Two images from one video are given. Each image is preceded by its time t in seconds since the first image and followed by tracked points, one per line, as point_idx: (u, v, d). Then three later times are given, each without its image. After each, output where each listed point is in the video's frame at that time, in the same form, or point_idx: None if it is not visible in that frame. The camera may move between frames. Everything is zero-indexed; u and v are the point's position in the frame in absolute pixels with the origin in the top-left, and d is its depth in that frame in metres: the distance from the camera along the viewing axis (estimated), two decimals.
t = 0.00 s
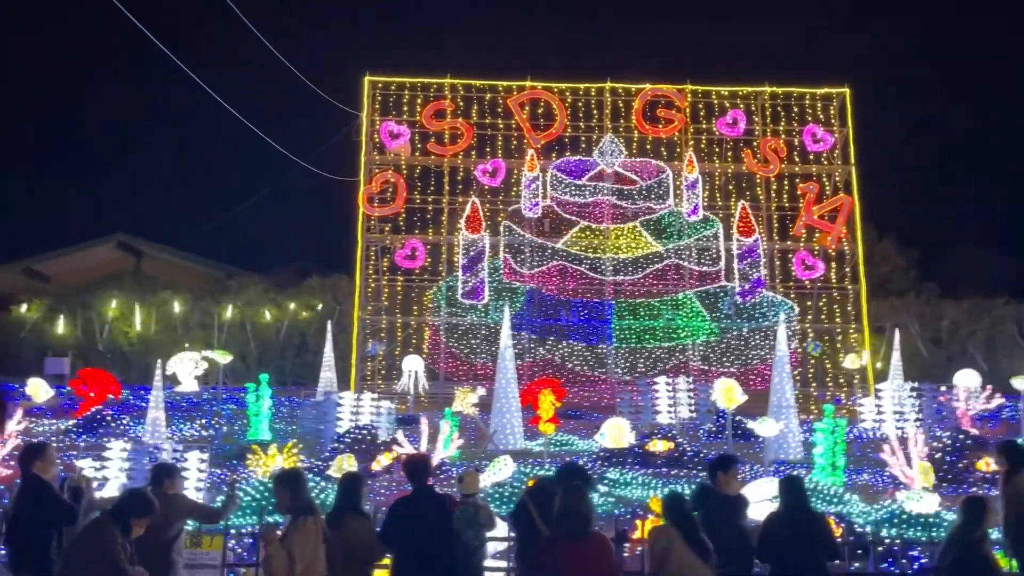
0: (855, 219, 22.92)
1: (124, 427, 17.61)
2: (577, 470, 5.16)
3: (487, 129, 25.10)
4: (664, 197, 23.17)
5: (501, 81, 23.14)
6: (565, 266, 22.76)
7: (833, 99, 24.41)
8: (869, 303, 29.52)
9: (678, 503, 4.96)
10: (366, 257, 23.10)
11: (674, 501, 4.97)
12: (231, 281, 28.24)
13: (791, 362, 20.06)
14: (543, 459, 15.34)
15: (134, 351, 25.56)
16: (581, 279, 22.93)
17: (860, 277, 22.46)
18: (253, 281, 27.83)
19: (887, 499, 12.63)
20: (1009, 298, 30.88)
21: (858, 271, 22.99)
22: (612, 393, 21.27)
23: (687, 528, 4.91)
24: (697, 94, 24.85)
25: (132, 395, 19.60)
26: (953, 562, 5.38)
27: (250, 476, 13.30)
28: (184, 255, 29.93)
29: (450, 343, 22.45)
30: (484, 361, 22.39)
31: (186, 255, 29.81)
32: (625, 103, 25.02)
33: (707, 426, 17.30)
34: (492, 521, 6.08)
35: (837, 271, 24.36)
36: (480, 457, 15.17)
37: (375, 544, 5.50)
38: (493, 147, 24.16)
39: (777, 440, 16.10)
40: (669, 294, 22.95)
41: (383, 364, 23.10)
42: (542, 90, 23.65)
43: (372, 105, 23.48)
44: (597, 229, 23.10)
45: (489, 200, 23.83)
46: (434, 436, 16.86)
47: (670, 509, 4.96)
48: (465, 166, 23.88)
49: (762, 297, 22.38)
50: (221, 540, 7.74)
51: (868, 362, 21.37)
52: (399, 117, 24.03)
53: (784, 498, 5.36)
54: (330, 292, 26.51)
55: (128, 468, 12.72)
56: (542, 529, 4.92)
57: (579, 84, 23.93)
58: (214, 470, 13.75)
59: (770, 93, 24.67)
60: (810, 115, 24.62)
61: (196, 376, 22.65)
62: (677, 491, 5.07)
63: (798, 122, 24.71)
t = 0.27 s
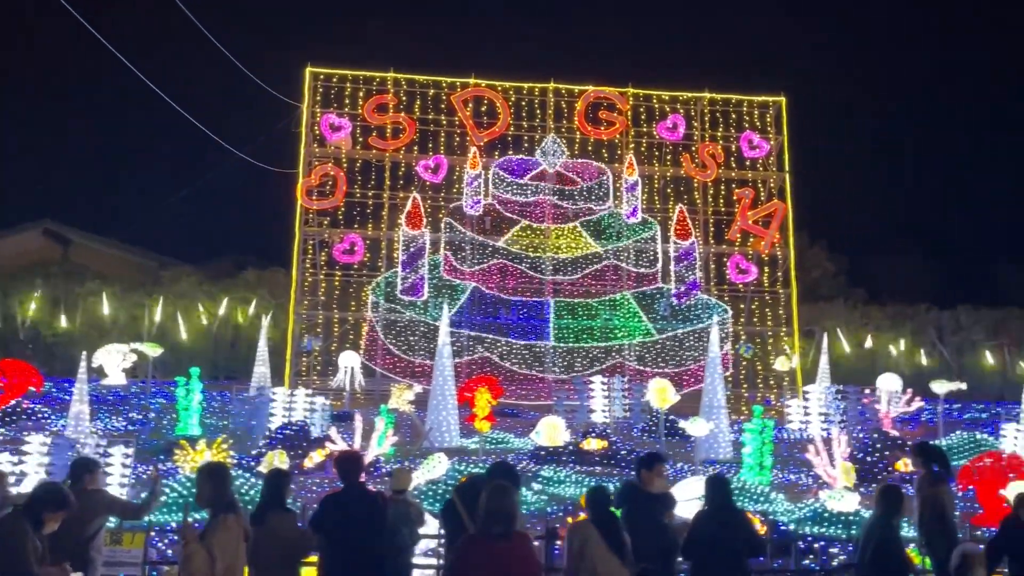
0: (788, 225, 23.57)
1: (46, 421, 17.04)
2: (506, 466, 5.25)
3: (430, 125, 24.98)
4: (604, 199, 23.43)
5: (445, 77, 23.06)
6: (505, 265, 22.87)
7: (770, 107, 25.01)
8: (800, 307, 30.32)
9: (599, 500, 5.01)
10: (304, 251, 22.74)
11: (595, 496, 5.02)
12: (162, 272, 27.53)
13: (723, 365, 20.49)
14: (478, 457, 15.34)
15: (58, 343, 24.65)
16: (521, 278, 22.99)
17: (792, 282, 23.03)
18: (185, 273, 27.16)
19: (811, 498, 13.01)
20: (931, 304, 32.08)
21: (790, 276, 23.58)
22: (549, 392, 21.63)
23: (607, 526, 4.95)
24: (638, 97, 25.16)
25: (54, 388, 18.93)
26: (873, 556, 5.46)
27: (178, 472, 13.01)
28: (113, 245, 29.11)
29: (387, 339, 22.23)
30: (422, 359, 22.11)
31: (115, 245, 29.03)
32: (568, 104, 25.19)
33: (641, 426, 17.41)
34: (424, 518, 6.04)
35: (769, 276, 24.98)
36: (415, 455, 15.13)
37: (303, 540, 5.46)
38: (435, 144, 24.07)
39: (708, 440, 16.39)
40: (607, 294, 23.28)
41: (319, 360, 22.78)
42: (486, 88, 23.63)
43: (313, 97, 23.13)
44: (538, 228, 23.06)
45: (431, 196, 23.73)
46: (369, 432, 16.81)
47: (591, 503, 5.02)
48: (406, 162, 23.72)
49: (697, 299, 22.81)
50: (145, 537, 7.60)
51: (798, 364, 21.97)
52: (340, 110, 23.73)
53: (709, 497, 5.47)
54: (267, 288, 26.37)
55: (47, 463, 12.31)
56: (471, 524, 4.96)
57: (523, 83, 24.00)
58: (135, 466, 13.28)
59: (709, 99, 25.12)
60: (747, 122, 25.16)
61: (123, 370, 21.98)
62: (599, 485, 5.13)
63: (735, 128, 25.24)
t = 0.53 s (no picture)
0: (724, 229, 24.05)
1: None
2: (437, 463, 5.23)
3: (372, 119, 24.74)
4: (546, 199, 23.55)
5: (390, 72, 22.85)
6: (446, 262, 22.51)
7: (709, 113, 25.49)
8: (734, 310, 30.99)
9: (522, 497, 5.04)
10: (240, 243, 22.26)
11: (519, 491, 5.05)
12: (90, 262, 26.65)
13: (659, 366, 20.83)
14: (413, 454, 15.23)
15: None
16: (462, 275, 22.80)
17: (726, 285, 23.54)
18: (116, 263, 26.43)
19: (740, 496, 13.33)
20: (858, 309, 33.15)
21: (725, 279, 24.06)
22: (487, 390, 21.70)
23: (533, 523, 4.98)
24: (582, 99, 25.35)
25: None
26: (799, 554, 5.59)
27: (102, 468, 12.64)
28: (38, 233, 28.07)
29: (325, 335, 22.08)
30: (360, 354, 22.15)
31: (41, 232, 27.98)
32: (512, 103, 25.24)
33: (578, 425, 17.50)
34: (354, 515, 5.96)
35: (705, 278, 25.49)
36: (350, 452, 14.95)
37: (228, 536, 5.38)
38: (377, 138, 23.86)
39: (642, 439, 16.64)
40: (547, 293, 23.51)
41: (254, 355, 22.36)
42: (430, 84, 23.57)
43: (253, 86, 22.67)
44: (481, 226, 22.98)
45: (372, 191, 23.51)
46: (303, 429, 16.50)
47: (514, 498, 5.06)
48: (348, 155, 23.44)
49: (635, 300, 23.14)
50: (63, 534, 7.32)
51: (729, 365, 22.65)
52: (281, 101, 23.32)
53: (639, 495, 5.56)
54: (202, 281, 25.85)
55: None
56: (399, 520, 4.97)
57: (468, 80, 23.95)
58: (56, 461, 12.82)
59: (651, 103, 25.46)
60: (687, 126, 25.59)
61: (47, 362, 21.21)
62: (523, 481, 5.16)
63: (676, 133, 25.66)
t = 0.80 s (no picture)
0: (664, 232, 24.36)
1: None
2: (368, 460, 5.24)
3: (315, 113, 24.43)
4: (490, 197, 23.39)
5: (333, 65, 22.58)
6: (387, 258, 22.64)
7: (652, 117, 25.86)
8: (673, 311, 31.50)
9: (448, 491, 5.13)
10: (175, 234, 21.73)
11: (445, 485, 5.14)
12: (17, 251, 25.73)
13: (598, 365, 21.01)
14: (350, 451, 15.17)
15: None
16: (404, 272, 22.95)
17: (665, 287, 23.82)
18: (44, 252, 25.58)
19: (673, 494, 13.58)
20: (791, 312, 34.02)
21: (664, 281, 24.39)
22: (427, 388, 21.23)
23: (459, 516, 5.04)
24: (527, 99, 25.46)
25: None
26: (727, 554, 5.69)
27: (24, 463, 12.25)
28: None
29: (262, 329, 21.78)
30: (297, 350, 21.67)
31: None
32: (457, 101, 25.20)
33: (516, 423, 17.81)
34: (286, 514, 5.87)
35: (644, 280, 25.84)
36: (284, 450, 14.68)
37: (154, 535, 5.25)
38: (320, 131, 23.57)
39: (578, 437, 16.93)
40: (489, 291, 23.40)
41: (187, 349, 21.83)
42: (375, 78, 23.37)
43: (192, 74, 22.16)
44: (422, 223, 23.28)
45: (313, 185, 23.21)
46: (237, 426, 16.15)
47: (440, 492, 5.15)
48: (289, 148, 23.11)
49: (576, 299, 23.34)
50: None
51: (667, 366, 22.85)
52: (221, 90, 22.85)
53: (573, 495, 5.61)
54: (134, 272, 25.46)
55: None
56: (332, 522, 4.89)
57: (413, 76, 23.83)
58: None
59: (595, 106, 25.69)
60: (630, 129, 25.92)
61: None
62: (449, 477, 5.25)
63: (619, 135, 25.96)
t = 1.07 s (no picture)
0: (610, 232, 24.53)
1: None
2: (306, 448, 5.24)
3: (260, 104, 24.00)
4: (438, 194, 23.51)
5: (280, 56, 22.20)
6: (332, 253, 22.50)
7: (600, 118, 26.05)
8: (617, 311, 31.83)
9: (374, 490, 5.11)
10: (112, 224, 21.11)
11: (372, 482, 5.16)
12: None
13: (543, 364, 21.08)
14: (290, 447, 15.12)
15: None
16: (349, 267, 22.81)
17: (611, 287, 24.00)
18: None
19: (614, 492, 13.73)
20: (732, 314, 34.68)
21: (610, 281, 24.54)
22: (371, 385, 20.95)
23: (388, 514, 4.98)
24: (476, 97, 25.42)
25: None
26: (663, 545, 5.78)
27: None
28: None
29: (201, 324, 21.24)
30: (238, 345, 21.35)
31: None
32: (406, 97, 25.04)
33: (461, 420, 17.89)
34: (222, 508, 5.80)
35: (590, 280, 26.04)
36: (222, 446, 14.39)
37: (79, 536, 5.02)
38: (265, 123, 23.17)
39: (522, 435, 16.88)
40: (436, 288, 23.41)
41: (123, 342, 21.22)
42: (322, 71, 23.03)
43: (133, 61, 21.55)
44: (369, 218, 22.90)
45: (257, 177, 22.81)
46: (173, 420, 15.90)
47: (366, 492, 5.15)
48: (233, 139, 22.66)
49: (522, 298, 23.19)
50: None
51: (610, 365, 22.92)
52: (162, 78, 22.29)
53: (515, 491, 5.65)
54: (69, 262, 24.66)
55: None
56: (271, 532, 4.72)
57: (361, 70, 23.58)
58: None
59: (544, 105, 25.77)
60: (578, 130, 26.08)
61: None
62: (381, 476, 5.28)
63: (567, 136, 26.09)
